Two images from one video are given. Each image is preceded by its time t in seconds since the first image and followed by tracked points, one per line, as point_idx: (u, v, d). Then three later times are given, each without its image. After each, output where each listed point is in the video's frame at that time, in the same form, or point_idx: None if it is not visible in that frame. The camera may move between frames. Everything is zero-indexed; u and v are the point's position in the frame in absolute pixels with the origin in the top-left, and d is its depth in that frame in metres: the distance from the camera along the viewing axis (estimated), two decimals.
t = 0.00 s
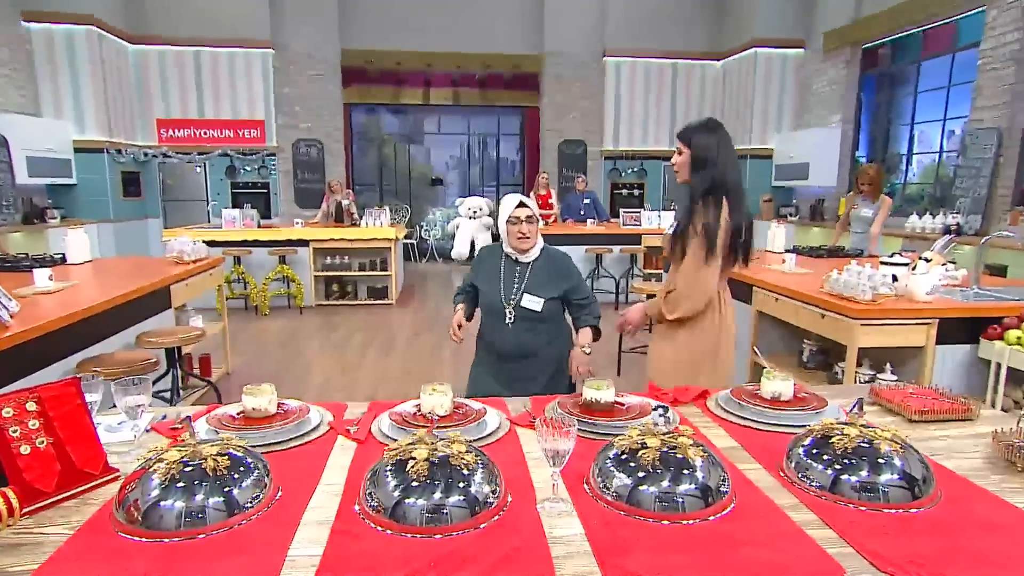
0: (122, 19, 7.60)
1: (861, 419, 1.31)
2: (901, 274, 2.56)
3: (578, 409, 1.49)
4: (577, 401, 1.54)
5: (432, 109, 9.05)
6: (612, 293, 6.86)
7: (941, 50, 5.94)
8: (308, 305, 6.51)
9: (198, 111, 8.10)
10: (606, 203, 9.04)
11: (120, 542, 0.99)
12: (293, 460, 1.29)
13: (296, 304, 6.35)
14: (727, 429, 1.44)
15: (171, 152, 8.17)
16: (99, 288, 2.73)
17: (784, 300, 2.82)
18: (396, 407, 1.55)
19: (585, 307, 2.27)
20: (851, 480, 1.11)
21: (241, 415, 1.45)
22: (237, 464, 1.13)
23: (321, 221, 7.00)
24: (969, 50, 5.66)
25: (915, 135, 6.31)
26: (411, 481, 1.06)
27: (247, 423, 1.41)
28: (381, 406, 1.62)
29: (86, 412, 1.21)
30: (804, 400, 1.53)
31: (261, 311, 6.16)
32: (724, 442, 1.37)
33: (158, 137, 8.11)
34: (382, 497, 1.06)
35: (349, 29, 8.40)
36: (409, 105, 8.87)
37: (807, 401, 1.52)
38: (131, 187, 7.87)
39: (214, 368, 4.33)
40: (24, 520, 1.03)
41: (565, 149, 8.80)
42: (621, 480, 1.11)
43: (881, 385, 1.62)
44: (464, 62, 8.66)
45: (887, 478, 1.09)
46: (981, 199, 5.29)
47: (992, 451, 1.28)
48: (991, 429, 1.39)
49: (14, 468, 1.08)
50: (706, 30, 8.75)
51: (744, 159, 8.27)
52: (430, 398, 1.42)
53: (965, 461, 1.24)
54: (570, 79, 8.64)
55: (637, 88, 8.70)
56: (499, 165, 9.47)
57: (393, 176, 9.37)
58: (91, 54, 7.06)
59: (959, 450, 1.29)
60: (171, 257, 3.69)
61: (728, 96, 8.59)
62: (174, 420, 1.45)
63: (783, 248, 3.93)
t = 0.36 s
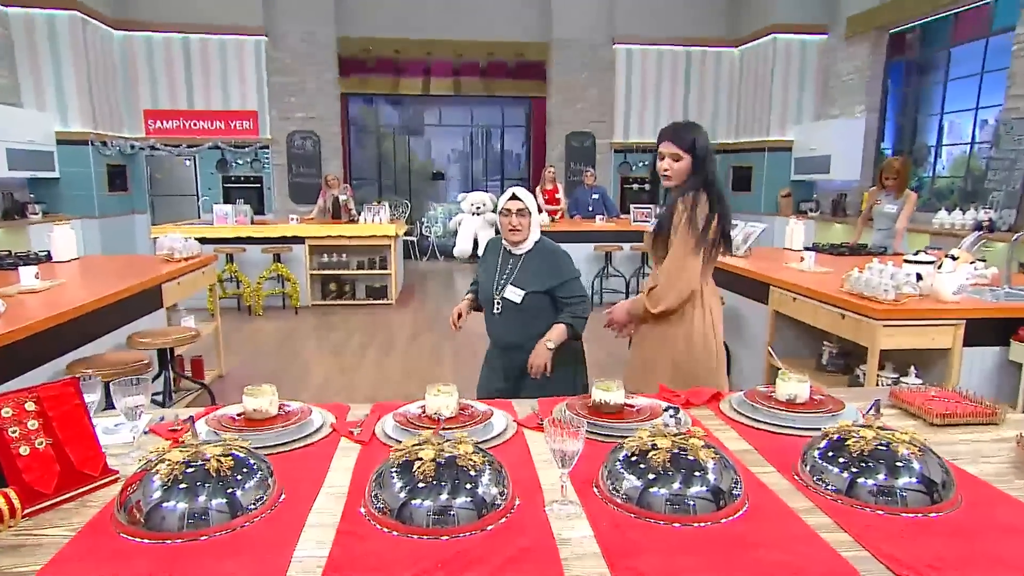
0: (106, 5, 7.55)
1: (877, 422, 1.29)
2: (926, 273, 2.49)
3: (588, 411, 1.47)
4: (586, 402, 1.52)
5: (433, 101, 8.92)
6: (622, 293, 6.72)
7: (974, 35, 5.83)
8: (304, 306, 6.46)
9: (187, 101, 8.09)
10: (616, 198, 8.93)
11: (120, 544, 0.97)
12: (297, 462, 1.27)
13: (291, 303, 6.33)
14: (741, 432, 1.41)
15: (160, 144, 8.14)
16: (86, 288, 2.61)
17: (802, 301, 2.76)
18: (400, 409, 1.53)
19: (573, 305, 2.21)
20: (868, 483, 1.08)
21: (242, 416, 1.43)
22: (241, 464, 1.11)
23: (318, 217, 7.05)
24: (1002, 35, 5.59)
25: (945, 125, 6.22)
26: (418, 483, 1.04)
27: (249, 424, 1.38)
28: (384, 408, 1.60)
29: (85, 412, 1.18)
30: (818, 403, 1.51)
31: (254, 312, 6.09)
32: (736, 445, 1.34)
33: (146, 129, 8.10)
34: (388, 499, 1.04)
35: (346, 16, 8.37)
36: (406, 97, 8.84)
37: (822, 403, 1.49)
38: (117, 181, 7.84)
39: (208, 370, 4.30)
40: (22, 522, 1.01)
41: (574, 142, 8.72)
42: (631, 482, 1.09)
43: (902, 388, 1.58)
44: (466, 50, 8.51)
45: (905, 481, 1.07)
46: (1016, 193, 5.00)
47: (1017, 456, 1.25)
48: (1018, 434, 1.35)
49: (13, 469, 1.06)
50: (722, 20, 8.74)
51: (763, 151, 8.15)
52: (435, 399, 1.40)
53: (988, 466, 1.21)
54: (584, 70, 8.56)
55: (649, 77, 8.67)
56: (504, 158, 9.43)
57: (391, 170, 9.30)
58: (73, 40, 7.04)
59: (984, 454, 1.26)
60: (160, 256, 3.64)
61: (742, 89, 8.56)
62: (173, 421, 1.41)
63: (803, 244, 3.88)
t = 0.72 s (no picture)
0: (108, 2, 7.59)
1: (881, 421, 1.30)
2: (936, 273, 2.49)
3: (595, 409, 1.49)
4: (594, 401, 1.54)
5: (439, 99, 8.96)
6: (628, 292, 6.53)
7: (992, 28, 5.83)
8: (309, 305, 6.49)
9: (191, 99, 8.13)
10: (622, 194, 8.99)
11: (140, 536, 1.00)
12: (311, 458, 1.29)
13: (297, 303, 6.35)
14: (747, 430, 1.43)
15: (164, 142, 8.19)
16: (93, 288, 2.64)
17: (810, 301, 2.76)
18: (410, 407, 1.55)
19: (522, 288, 2.33)
20: (872, 480, 1.10)
21: (255, 413, 1.45)
22: (256, 460, 1.14)
23: (323, 215, 7.05)
24: (1019, 30, 5.58)
25: (959, 122, 6.20)
26: (429, 477, 1.07)
27: (261, 421, 1.41)
28: (394, 406, 1.62)
29: (102, 409, 1.20)
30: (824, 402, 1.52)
31: (261, 311, 6.09)
32: (742, 443, 1.36)
33: (149, 127, 8.14)
34: (399, 493, 1.07)
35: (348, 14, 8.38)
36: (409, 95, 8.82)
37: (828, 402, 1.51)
38: (121, 180, 7.93)
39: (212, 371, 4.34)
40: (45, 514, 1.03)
41: (581, 139, 8.75)
42: (638, 478, 1.11)
43: (908, 388, 1.59)
44: (471, 46, 8.50)
45: (908, 478, 1.08)
46: None
47: (1023, 455, 1.26)
48: None
49: (36, 463, 1.07)
50: (728, 18, 8.65)
51: (772, 148, 8.16)
52: (445, 397, 1.43)
53: (993, 464, 1.22)
54: (592, 67, 8.57)
55: (658, 74, 8.64)
56: (510, 157, 9.40)
57: (396, 168, 9.31)
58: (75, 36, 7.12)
59: (989, 453, 1.27)
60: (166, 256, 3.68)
61: (752, 88, 8.57)
62: (187, 418, 1.43)
63: (813, 243, 3.88)
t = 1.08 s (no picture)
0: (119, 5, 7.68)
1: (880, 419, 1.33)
2: (939, 274, 2.51)
3: (601, 407, 1.52)
4: (600, 399, 1.57)
5: (447, 100, 8.88)
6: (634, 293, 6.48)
7: (998, 30, 5.79)
8: (317, 305, 6.54)
9: (200, 100, 8.23)
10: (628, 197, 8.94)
11: (166, 527, 1.04)
12: (326, 453, 1.34)
13: (305, 302, 6.43)
14: (750, 428, 1.47)
15: (175, 144, 8.32)
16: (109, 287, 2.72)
17: (815, 301, 2.79)
18: (421, 405, 1.59)
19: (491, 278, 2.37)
20: (871, 476, 1.13)
21: (271, 410, 1.50)
22: (274, 454, 1.18)
23: (331, 216, 7.09)
24: None
25: (966, 123, 6.14)
26: (441, 472, 1.11)
27: (278, 418, 1.45)
28: (405, 404, 1.66)
29: (126, 405, 1.25)
30: (825, 401, 1.55)
31: (269, 311, 6.24)
32: (744, 440, 1.39)
33: (159, 128, 8.25)
34: (412, 486, 1.11)
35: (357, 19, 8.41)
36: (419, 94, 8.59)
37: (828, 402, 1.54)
38: (131, 181, 8.08)
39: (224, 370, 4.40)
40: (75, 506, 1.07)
41: (586, 140, 8.78)
42: (643, 473, 1.15)
43: (907, 387, 1.62)
44: (480, 48, 8.50)
45: (905, 474, 1.12)
46: None
47: (1018, 452, 1.29)
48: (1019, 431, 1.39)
49: (66, 457, 1.11)
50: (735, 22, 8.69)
51: (780, 149, 8.27)
52: (455, 394, 1.47)
53: (989, 462, 1.25)
54: (598, 67, 8.58)
55: (662, 75, 8.71)
56: (517, 157, 9.26)
57: (404, 169, 9.20)
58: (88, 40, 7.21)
59: (986, 451, 1.30)
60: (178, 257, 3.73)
61: (760, 90, 8.65)
62: (206, 416, 1.48)
63: (818, 244, 3.90)
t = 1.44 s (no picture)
0: (144, 19, 7.82)
1: (866, 419, 1.41)
2: (926, 279, 2.59)
3: (603, 406, 1.60)
4: (602, 399, 1.65)
5: (453, 108, 9.04)
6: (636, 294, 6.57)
7: (983, 43, 5.81)
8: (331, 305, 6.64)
9: (219, 110, 8.31)
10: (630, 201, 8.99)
11: (200, 516, 1.12)
12: (343, 449, 1.42)
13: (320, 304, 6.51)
14: (744, 426, 1.54)
15: (194, 151, 8.34)
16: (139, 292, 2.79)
17: (809, 303, 2.87)
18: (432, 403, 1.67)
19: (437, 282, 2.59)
20: (855, 472, 1.21)
21: (291, 408, 1.58)
22: (297, 450, 1.27)
23: (343, 220, 7.19)
24: (1011, 45, 5.53)
25: (954, 133, 6.18)
26: (453, 467, 1.19)
27: (298, 415, 1.53)
28: (418, 402, 1.74)
29: (160, 403, 1.34)
30: (815, 401, 1.62)
31: (286, 311, 6.30)
32: (737, 437, 1.47)
33: (181, 136, 8.34)
34: (427, 480, 1.19)
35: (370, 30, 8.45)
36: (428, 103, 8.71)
37: (818, 401, 1.61)
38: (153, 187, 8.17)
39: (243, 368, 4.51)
40: (115, 498, 1.16)
41: (588, 147, 8.77)
42: (642, 469, 1.23)
43: (893, 387, 1.69)
44: (486, 58, 8.57)
45: (887, 470, 1.19)
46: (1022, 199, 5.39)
47: (995, 449, 1.36)
48: (999, 428, 1.46)
49: (107, 451, 1.19)
50: (738, 25, 8.74)
51: (776, 156, 8.26)
52: (465, 394, 1.55)
53: (968, 458, 1.32)
54: (599, 75, 8.61)
55: (662, 83, 8.75)
56: (522, 164, 9.47)
57: (414, 175, 9.38)
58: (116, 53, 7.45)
59: (966, 447, 1.38)
60: (200, 260, 3.84)
61: (757, 98, 8.68)
62: (232, 412, 1.57)
63: (812, 249, 3.99)
